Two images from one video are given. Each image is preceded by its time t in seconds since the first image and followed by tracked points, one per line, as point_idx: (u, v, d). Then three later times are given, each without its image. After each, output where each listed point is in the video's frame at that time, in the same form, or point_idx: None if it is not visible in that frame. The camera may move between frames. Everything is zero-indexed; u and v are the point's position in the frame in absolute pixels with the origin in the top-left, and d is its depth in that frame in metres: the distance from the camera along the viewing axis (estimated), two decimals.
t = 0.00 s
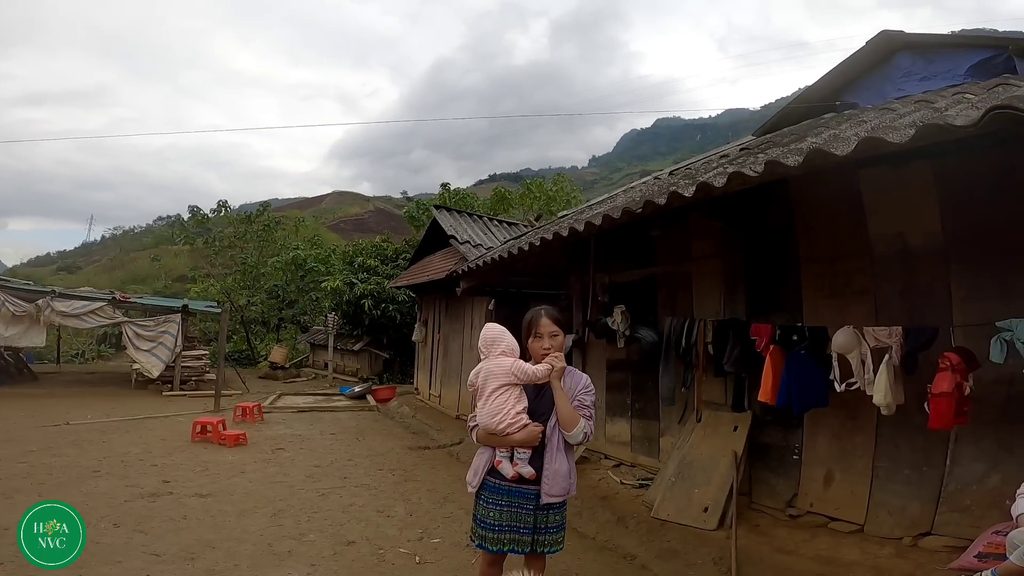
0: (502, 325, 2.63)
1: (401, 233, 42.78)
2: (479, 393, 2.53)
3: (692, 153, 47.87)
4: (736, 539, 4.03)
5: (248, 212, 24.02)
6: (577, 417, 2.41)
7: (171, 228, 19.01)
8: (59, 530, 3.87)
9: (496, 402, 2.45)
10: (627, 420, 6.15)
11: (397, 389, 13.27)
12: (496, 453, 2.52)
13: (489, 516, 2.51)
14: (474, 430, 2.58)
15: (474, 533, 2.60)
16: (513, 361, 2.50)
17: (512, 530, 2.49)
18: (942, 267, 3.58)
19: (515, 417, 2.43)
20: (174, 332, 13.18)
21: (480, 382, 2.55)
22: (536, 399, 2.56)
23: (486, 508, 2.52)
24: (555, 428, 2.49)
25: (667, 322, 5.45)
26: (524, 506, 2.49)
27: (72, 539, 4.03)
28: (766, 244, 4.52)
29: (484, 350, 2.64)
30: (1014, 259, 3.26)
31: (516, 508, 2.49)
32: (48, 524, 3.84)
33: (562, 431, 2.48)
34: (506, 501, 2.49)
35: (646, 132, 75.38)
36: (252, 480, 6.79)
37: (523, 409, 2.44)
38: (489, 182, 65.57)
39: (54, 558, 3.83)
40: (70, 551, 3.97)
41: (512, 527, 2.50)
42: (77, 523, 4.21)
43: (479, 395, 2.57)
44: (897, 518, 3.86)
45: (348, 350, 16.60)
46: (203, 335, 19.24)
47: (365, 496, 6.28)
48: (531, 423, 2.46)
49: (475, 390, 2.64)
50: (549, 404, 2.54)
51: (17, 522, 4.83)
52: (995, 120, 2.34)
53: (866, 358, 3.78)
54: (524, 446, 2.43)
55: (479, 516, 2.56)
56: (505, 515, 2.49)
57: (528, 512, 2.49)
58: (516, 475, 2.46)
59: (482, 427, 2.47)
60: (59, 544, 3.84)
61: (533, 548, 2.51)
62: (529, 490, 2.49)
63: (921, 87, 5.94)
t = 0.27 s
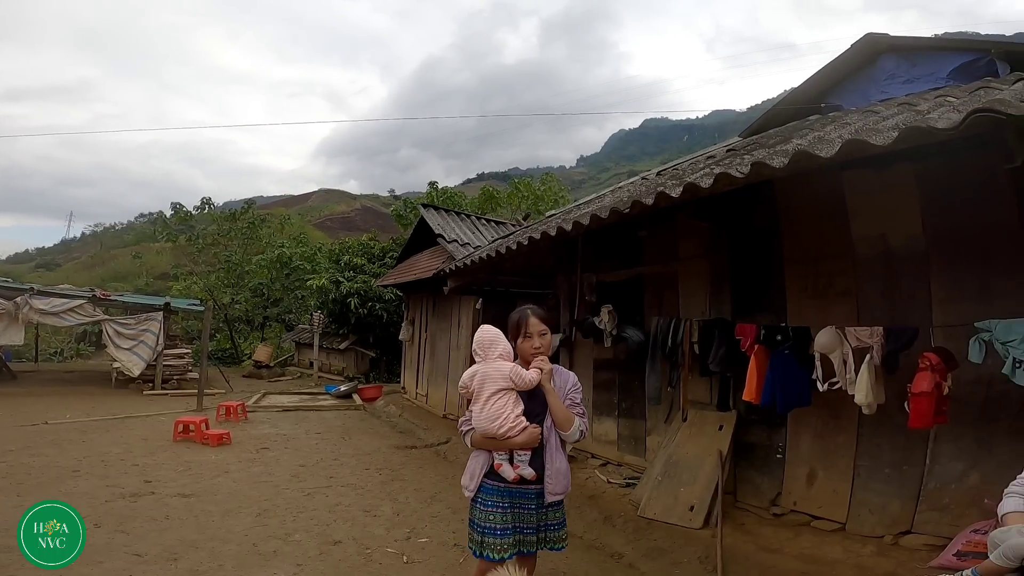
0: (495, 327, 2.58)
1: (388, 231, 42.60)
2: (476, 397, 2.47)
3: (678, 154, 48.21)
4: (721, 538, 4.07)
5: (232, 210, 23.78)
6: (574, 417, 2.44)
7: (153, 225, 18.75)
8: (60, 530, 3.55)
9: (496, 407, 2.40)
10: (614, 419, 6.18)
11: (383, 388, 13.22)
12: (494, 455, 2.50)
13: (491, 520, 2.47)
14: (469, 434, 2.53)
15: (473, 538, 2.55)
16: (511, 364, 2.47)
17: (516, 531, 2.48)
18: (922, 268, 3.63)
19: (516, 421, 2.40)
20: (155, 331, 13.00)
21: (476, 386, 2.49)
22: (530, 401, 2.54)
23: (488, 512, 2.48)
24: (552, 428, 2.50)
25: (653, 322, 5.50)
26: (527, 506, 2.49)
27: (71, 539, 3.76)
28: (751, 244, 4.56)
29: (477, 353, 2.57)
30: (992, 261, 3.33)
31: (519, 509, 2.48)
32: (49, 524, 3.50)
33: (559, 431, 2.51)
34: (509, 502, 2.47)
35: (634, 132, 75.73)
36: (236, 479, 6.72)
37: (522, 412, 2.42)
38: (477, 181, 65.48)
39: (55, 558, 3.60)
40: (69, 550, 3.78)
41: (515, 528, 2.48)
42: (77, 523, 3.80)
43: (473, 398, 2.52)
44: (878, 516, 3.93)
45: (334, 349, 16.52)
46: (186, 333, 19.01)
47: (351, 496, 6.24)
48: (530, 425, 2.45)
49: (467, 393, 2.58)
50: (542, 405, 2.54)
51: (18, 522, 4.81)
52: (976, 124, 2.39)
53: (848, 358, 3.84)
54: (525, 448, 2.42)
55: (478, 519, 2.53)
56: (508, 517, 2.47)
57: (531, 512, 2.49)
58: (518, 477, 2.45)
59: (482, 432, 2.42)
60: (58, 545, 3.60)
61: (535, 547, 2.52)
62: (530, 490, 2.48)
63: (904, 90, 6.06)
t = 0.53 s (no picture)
0: (483, 330, 2.54)
1: (376, 230, 42.40)
2: (470, 400, 2.39)
3: (666, 155, 48.50)
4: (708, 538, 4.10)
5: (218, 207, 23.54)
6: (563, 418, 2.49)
7: (136, 222, 18.49)
8: (60, 530, 3.84)
9: (494, 410, 2.36)
10: (602, 419, 6.20)
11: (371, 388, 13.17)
12: (485, 460, 2.45)
13: (485, 525, 2.44)
14: (460, 439, 2.46)
15: (464, 544, 2.51)
16: (506, 367, 2.45)
17: (509, 533, 2.49)
18: (905, 270, 3.68)
19: (514, 424, 2.38)
20: (138, 329, 12.82)
21: (469, 389, 2.41)
22: (519, 404, 2.53)
23: (481, 518, 2.46)
24: (540, 429, 2.53)
25: (641, 322, 5.52)
26: (519, 508, 2.50)
27: (71, 539, 3.99)
28: (738, 245, 4.60)
29: (466, 356, 2.50)
30: (973, 263, 3.39)
31: (512, 512, 2.49)
32: (49, 524, 3.82)
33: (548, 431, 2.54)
34: (503, 506, 2.47)
35: (622, 133, 76.04)
36: (221, 480, 6.65)
37: (516, 414, 2.41)
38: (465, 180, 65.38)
39: (55, 558, 3.80)
40: (70, 551, 3.94)
41: (507, 531, 2.49)
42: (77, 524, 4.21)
43: (463, 403, 2.45)
44: (861, 515, 3.98)
45: (321, 348, 16.43)
46: (170, 332, 18.78)
47: (338, 496, 6.20)
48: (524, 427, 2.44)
49: (452, 398, 2.50)
50: (528, 407, 2.55)
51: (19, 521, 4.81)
52: (958, 127, 2.44)
53: (832, 357, 3.89)
54: (520, 451, 2.42)
55: (472, 526, 2.48)
56: (502, 521, 2.47)
57: (523, 514, 2.51)
58: (513, 480, 2.45)
59: (478, 436, 2.36)
60: (58, 544, 3.82)
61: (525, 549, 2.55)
62: (524, 492, 2.50)
63: (888, 92, 6.14)
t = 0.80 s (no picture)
0: (466, 329, 2.48)
1: (367, 229, 42.22)
2: (461, 402, 2.33)
3: (657, 157, 48.69)
4: (699, 537, 4.12)
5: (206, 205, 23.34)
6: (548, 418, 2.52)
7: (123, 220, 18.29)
8: (60, 530, 3.90)
9: (487, 411, 2.32)
10: (593, 419, 6.22)
11: (361, 387, 13.12)
12: (475, 464, 2.43)
13: (473, 531, 2.43)
14: (449, 443, 2.40)
15: (449, 550, 2.48)
16: (493, 366, 2.42)
17: (496, 539, 2.47)
18: (892, 272, 3.71)
19: (507, 423, 2.36)
20: (124, 328, 12.70)
21: (458, 391, 2.35)
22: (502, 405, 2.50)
23: (469, 524, 2.44)
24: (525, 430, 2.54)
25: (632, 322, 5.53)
26: (508, 513, 2.49)
27: (72, 539, 4.02)
28: (727, 246, 4.62)
29: (451, 357, 2.43)
30: (959, 264, 3.42)
31: (500, 517, 2.48)
32: (49, 524, 3.89)
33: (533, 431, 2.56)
34: (491, 511, 2.46)
35: (613, 134, 76.29)
36: (209, 480, 6.59)
37: (506, 415, 2.39)
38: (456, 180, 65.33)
39: (55, 558, 3.83)
40: (69, 550, 3.95)
41: (495, 536, 2.48)
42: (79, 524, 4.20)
43: (450, 405, 2.38)
44: (849, 515, 4.01)
45: (311, 347, 16.34)
46: (157, 331, 18.59)
47: (328, 496, 6.17)
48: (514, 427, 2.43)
49: (436, 401, 2.43)
50: (511, 408, 2.53)
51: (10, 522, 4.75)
52: (947, 129, 2.47)
53: (820, 358, 3.92)
54: (512, 452, 2.41)
55: (461, 533, 2.45)
56: (489, 526, 2.46)
57: (511, 518, 2.50)
58: (504, 483, 2.44)
59: (471, 439, 2.32)
60: (58, 544, 3.86)
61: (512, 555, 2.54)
62: (513, 496, 2.49)
63: (877, 95, 6.21)
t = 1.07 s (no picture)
0: (453, 330, 2.42)
1: (360, 228, 42.08)
2: (447, 406, 2.29)
3: (650, 157, 48.84)
4: (692, 536, 4.13)
5: (196, 204, 23.16)
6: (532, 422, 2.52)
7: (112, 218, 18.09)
8: (59, 530, 3.88)
9: (474, 415, 2.29)
10: (586, 418, 6.22)
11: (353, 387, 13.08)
12: (462, 470, 2.40)
13: (459, 538, 2.41)
14: (433, 450, 2.35)
15: (434, 560, 2.45)
16: (478, 369, 2.38)
17: (483, 549, 2.45)
18: (883, 272, 3.74)
19: (493, 428, 2.34)
20: (113, 327, 12.60)
21: (444, 394, 2.30)
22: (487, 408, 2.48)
23: (456, 532, 2.42)
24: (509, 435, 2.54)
25: (626, 322, 5.58)
26: (495, 522, 2.48)
27: (72, 539, 4.00)
28: (720, 246, 4.64)
29: (437, 359, 2.37)
30: (948, 265, 3.44)
31: (488, 526, 2.46)
32: (49, 524, 3.88)
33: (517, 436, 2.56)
34: (479, 520, 2.44)
35: (607, 134, 76.47)
36: (199, 480, 6.55)
37: (492, 419, 2.38)
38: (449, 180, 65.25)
39: (55, 557, 3.79)
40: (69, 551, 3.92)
41: (481, 546, 2.46)
42: (79, 524, 4.22)
43: (435, 409, 2.33)
44: (839, 514, 4.04)
45: (302, 347, 16.24)
46: (147, 330, 18.44)
47: (320, 496, 6.14)
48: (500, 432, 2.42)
49: (421, 404, 2.37)
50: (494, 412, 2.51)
51: None
52: (938, 130, 2.48)
53: (811, 358, 4.00)
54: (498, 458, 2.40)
55: (448, 543, 2.42)
56: (476, 536, 2.44)
57: (498, 528, 2.49)
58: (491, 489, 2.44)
59: (457, 444, 2.29)
60: (58, 544, 3.83)
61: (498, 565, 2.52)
62: (498, 502, 2.48)
63: (869, 96, 6.27)
